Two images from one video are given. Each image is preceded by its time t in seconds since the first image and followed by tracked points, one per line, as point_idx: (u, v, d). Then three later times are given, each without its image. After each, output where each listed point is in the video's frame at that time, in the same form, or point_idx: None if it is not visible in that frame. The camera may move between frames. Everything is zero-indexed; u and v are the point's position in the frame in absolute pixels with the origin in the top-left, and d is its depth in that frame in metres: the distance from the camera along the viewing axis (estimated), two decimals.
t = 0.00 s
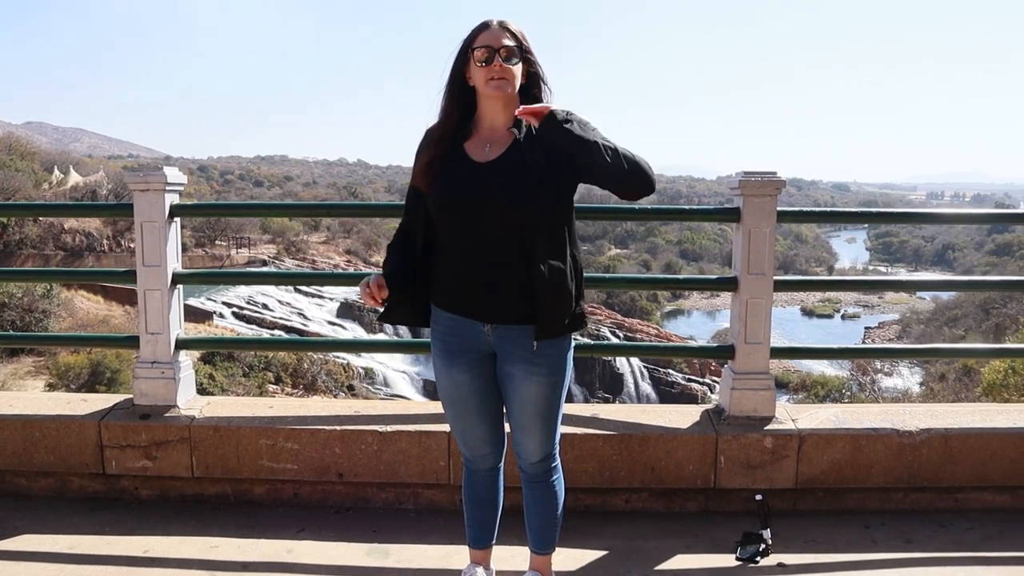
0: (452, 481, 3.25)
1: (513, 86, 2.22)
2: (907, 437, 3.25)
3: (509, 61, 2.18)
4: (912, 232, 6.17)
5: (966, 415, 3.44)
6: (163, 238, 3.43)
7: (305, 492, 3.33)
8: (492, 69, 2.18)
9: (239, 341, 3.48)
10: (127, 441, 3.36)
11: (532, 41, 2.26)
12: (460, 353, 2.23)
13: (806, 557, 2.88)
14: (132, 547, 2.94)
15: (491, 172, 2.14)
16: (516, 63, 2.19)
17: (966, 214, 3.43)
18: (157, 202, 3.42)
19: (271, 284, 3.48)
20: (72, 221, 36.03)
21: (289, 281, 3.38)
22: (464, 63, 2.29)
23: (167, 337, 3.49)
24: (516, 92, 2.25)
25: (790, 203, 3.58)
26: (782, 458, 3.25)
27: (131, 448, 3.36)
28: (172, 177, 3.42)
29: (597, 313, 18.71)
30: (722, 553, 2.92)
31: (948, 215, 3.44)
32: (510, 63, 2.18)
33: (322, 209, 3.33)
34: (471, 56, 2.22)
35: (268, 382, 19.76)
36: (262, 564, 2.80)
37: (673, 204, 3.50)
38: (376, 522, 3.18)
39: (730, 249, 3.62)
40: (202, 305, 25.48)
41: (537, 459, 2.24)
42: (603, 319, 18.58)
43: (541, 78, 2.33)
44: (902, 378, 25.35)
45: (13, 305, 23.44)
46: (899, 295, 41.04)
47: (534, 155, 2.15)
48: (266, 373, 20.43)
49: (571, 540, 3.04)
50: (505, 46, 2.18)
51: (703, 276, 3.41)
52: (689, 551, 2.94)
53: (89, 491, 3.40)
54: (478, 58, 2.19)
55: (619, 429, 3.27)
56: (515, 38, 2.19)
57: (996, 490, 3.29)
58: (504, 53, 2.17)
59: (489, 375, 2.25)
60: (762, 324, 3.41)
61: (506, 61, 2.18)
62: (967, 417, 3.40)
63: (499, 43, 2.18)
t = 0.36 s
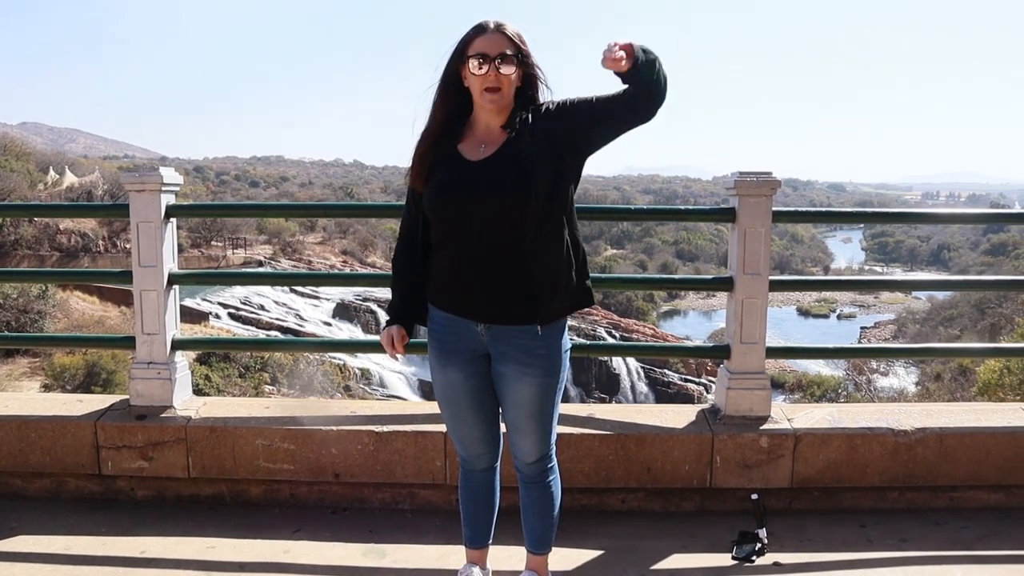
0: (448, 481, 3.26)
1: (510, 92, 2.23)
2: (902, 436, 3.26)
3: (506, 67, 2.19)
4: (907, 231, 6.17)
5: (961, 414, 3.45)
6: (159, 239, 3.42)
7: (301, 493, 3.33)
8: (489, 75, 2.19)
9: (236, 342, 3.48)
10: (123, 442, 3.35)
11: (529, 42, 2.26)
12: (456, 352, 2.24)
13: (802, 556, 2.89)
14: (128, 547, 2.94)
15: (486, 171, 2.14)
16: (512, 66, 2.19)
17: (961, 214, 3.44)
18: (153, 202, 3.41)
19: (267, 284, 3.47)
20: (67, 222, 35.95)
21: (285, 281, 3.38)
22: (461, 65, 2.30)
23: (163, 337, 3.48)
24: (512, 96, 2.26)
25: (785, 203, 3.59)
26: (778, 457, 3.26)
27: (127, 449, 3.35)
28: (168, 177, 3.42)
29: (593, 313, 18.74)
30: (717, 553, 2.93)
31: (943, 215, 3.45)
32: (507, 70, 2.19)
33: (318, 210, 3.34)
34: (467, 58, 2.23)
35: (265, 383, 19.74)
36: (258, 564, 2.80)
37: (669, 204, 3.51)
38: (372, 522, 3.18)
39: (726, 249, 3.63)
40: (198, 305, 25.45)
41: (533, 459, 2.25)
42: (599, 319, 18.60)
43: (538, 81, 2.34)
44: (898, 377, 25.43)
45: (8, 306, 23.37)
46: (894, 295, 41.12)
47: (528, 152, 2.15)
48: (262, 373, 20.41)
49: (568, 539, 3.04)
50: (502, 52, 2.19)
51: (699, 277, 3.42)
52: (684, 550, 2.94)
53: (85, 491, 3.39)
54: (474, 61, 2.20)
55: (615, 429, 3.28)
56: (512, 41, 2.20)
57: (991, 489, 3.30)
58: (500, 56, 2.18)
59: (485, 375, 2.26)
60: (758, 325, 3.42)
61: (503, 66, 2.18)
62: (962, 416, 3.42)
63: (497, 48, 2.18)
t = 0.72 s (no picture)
0: (444, 481, 3.26)
1: (499, 93, 2.23)
2: (897, 436, 3.27)
3: (496, 69, 2.19)
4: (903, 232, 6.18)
5: (955, 413, 3.46)
6: (154, 239, 3.42)
7: (297, 493, 3.33)
8: (479, 77, 2.19)
9: (232, 342, 3.48)
10: (119, 442, 3.35)
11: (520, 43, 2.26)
12: (454, 352, 2.24)
13: (797, 555, 2.90)
14: (124, 548, 2.94)
15: (480, 171, 2.15)
16: (502, 68, 2.20)
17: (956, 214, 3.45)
18: (148, 202, 3.41)
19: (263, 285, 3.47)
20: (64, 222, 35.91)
21: (281, 281, 3.38)
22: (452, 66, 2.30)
23: (159, 337, 3.48)
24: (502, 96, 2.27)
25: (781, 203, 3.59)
26: (773, 457, 3.27)
27: (123, 449, 3.35)
28: (163, 177, 3.42)
29: (590, 313, 18.77)
30: (713, 552, 2.94)
31: (938, 215, 3.46)
32: (497, 71, 2.19)
33: (314, 210, 3.34)
34: (458, 60, 2.23)
35: (261, 383, 19.73)
36: (254, 564, 2.81)
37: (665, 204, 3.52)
38: (368, 523, 3.18)
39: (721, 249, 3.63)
40: (195, 306, 25.42)
41: (530, 459, 2.25)
42: (596, 319, 18.62)
43: (530, 81, 2.34)
44: (894, 377, 25.50)
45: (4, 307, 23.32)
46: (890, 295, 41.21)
47: (522, 151, 2.15)
48: (258, 374, 20.39)
49: (563, 539, 3.05)
50: (492, 53, 2.19)
51: (694, 277, 3.42)
52: (680, 550, 2.95)
53: (80, 492, 3.39)
54: (464, 62, 2.20)
55: (611, 428, 3.28)
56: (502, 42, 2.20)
57: (986, 488, 3.31)
58: (490, 58, 2.18)
59: (483, 374, 2.26)
60: (753, 325, 3.43)
61: (493, 68, 2.18)
62: (958, 416, 3.43)
63: (487, 50, 2.18)
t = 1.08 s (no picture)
0: (439, 481, 3.26)
1: (493, 92, 2.24)
2: (892, 435, 3.27)
3: (490, 69, 2.19)
4: (898, 231, 6.19)
5: (950, 413, 3.47)
6: (149, 240, 3.42)
7: (292, 494, 3.33)
8: (472, 77, 2.19)
9: (226, 343, 3.48)
10: (113, 443, 3.35)
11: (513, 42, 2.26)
12: (450, 352, 2.24)
13: (792, 554, 2.91)
14: (119, 549, 2.93)
15: (475, 171, 2.15)
16: (497, 68, 2.20)
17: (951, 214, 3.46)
18: (143, 203, 3.41)
19: (258, 285, 3.47)
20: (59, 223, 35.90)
21: (276, 281, 3.37)
22: (446, 66, 2.30)
23: (153, 338, 3.48)
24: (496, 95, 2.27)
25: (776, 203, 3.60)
26: (768, 457, 3.28)
27: (117, 450, 3.35)
28: (158, 177, 3.41)
29: (586, 314, 18.78)
30: (708, 552, 2.94)
31: (933, 215, 3.47)
32: (491, 71, 2.19)
33: (309, 210, 3.34)
34: (452, 60, 2.23)
35: (258, 384, 19.70)
36: (249, 565, 2.81)
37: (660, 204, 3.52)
38: (363, 523, 3.18)
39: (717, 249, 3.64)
40: (191, 307, 25.38)
41: (525, 459, 2.25)
42: (593, 320, 18.63)
43: (524, 79, 2.34)
44: (890, 377, 25.55)
45: None
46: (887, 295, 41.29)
47: (517, 151, 2.15)
48: (255, 374, 20.36)
49: (558, 539, 3.05)
50: (485, 53, 2.19)
51: (689, 277, 3.43)
52: (675, 550, 2.95)
53: (75, 493, 3.38)
54: (458, 62, 2.20)
55: (606, 428, 3.29)
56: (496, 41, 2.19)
57: (980, 487, 3.32)
58: (484, 57, 2.18)
59: (479, 374, 2.26)
60: (748, 325, 3.44)
61: (487, 68, 2.18)
62: (952, 415, 3.43)
63: (480, 50, 2.18)
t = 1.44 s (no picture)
0: (435, 481, 3.26)
1: (500, 91, 2.24)
2: (887, 435, 3.28)
3: (497, 68, 2.19)
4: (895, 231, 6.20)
5: (945, 412, 3.48)
6: (144, 240, 3.41)
7: (289, 494, 3.33)
8: (479, 75, 2.20)
9: (222, 343, 3.48)
10: (109, 443, 3.34)
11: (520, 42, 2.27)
12: (443, 352, 2.24)
13: (788, 553, 2.91)
14: (114, 549, 2.93)
15: (474, 170, 2.15)
16: (504, 66, 2.20)
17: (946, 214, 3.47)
18: (138, 203, 3.40)
19: (253, 285, 3.46)
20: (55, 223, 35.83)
21: (272, 282, 3.37)
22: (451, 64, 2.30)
23: (149, 338, 3.47)
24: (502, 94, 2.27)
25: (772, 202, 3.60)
26: (763, 456, 3.28)
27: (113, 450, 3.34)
28: (154, 177, 3.41)
29: (583, 314, 18.79)
30: (704, 551, 2.94)
31: (930, 215, 3.47)
32: (498, 70, 2.19)
33: (305, 210, 3.33)
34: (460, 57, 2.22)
35: (254, 385, 19.67)
36: (245, 565, 2.80)
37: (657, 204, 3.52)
38: (359, 523, 3.18)
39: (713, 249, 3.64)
40: (187, 307, 25.32)
41: (518, 459, 2.25)
42: (590, 320, 18.64)
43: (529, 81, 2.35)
44: (887, 377, 25.57)
45: None
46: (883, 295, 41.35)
47: (517, 153, 2.16)
48: (251, 375, 20.33)
49: (554, 539, 3.05)
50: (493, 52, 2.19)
51: (685, 277, 3.43)
52: (671, 549, 2.96)
53: (70, 493, 3.38)
54: (465, 60, 2.20)
55: (602, 428, 3.29)
56: (504, 40, 2.19)
57: (975, 486, 3.33)
58: (491, 56, 2.19)
59: (472, 374, 2.27)
60: (743, 325, 3.44)
61: (494, 66, 2.19)
62: (947, 415, 3.44)
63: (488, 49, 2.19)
